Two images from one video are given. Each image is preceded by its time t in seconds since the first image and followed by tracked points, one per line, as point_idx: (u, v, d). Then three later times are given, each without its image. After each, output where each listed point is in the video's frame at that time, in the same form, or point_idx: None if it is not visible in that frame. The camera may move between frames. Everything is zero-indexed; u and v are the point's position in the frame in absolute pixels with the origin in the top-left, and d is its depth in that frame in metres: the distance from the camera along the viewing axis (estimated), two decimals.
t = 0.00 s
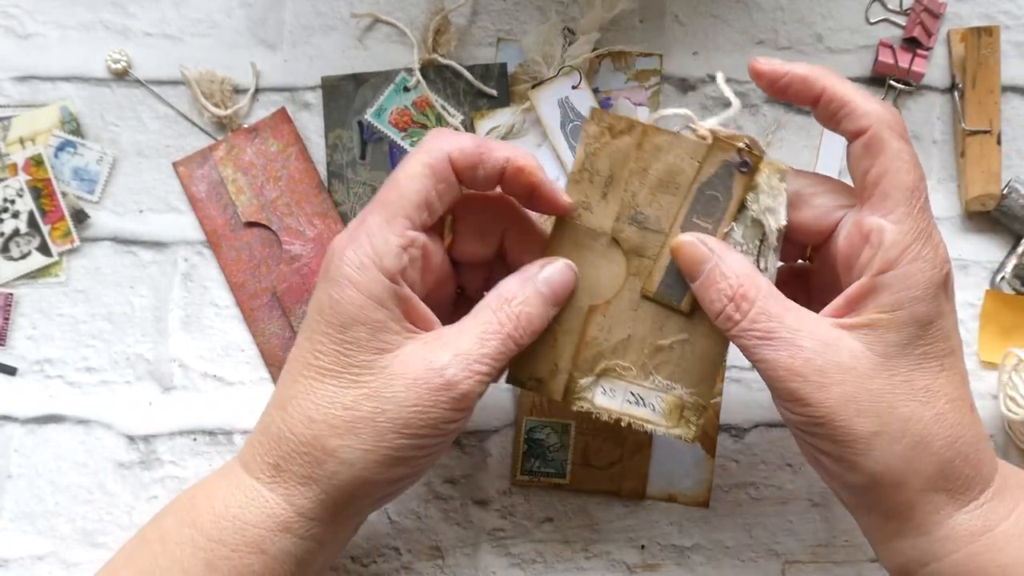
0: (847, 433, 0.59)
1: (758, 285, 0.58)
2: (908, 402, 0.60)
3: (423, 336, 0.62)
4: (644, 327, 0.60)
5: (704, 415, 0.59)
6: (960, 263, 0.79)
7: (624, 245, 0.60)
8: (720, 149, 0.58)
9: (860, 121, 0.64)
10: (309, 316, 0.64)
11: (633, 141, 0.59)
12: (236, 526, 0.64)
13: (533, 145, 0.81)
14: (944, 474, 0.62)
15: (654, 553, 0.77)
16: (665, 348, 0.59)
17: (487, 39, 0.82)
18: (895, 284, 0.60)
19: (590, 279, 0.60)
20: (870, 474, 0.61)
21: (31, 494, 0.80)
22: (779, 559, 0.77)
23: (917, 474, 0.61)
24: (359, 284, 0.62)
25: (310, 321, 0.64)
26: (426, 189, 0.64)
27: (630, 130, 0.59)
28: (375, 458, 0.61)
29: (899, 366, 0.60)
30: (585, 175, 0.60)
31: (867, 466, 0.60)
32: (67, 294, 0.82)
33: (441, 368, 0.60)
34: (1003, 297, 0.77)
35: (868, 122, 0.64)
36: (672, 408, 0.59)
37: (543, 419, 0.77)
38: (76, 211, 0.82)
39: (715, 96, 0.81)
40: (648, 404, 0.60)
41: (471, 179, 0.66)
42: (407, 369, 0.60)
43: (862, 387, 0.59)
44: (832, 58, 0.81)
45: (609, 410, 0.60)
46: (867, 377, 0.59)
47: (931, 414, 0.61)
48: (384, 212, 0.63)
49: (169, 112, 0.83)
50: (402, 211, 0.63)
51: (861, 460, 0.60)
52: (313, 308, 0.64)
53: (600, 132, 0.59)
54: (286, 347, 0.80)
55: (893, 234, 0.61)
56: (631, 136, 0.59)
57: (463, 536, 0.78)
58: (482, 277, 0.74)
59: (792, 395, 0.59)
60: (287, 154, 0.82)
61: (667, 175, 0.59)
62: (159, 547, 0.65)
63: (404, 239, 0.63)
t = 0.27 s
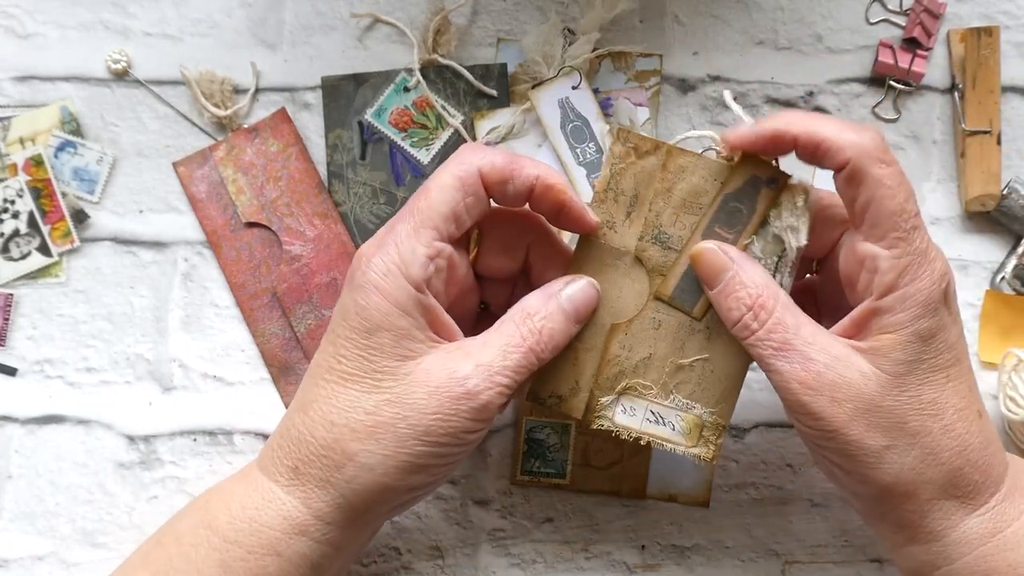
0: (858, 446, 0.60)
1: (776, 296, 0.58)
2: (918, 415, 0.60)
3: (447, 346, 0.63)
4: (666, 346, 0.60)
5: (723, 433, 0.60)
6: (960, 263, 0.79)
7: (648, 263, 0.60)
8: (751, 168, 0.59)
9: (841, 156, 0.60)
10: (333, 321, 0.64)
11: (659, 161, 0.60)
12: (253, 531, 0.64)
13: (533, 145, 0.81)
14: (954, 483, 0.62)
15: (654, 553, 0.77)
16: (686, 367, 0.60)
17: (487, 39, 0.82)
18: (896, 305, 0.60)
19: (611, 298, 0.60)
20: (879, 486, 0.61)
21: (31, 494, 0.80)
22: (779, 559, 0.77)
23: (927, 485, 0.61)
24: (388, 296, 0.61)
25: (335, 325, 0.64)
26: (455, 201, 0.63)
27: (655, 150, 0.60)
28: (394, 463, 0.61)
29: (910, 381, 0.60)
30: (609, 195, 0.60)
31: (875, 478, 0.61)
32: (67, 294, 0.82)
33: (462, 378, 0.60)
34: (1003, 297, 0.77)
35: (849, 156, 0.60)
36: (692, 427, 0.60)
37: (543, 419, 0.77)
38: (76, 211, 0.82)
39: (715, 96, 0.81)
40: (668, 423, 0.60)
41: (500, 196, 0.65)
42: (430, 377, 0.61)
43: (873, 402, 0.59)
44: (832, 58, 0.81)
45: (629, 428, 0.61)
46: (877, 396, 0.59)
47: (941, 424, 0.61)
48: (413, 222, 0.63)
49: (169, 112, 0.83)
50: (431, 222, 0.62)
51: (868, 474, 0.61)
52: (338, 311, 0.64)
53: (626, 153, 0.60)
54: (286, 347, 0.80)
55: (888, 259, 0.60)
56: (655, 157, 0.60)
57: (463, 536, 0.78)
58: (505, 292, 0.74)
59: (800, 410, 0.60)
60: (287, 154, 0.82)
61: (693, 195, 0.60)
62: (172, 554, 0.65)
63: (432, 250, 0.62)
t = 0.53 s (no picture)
0: (858, 449, 0.61)
1: (775, 304, 0.59)
2: (919, 418, 0.61)
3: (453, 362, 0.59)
4: (672, 354, 0.62)
5: (733, 438, 0.63)
6: (960, 263, 0.79)
7: (651, 272, 0.61)
8: (751, 175, 0.58)
9: (868, 147, 0.60)
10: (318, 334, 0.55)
11: (656, 172, 0.59)
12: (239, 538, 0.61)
13: (533, 145, 0.81)
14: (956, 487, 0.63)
15: (654, 553, 0.77)
16: (694, 373, 0.62)
17: (487, 39, 0.82)
18: (897, 310, 0.60)
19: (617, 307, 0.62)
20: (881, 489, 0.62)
21: (31, 494, 0.80)
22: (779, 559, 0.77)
23: (928, 487, 0.62)
24: (357, 301, 0.53)
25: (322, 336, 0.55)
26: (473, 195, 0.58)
27: (651, 161, 0.59)
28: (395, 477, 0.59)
29: (912, 385, 0.61)
30: (607, 208, 0.60)
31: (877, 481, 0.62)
32: (67, 294, 0.82)
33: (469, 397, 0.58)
34: (1003, 297, 0.77)
35: (876, 147, 0.59)
36: (701, 431, 0.63)
37: (544, 420, 0.76)
38: (76, 211, 0.82)
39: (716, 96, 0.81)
40: (679, 429, 0.63)
41: (510, 206, 0.63)
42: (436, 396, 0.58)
43: (873, 406, 0.60)
44: (832, 58, 0.81)
45: (641, 435, 0.64)
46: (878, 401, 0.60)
47: (943, 428, 0.62)
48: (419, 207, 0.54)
49: (169, 112, 0.83)
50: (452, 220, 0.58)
51: (870, 477, 0.62)
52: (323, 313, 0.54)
53: (622, 165, 0.59)
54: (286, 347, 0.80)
55: (896, 258, 0.60)
56: (652, 166, 0.59)
57: (463, 536, 0.78)
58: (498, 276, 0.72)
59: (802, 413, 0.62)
60: (287, 154, 0.82)
61: (690, 205, 0.60)
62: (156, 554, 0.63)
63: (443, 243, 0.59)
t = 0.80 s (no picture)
0: (842, 470, 0.58)
1: (751, 327, 0.57)
2: (900, 435, 0.58)
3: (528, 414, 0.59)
4: (666, 387, 0.59)
5: (746, 462, 0.58)
6: (960, 262, 0.79)
7: (629, 308, 0.60)
8: (699, 186, 0.58)
9: (836, 162, 0.58)
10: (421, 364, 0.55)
11: (617, 213, 0.59)
12: (274, 565, 0.59)
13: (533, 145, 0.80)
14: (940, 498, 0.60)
15: (654, 553, 0.77)
16: (691, 401, 0.59)
17: (487, 39, 0.82)
18: (873, 324, 0.57)
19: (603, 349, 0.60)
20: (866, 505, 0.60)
21: (31, 494, 0.80)
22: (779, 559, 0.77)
23: (912, 501, 0.60)
24: (472, 349, 0.54)
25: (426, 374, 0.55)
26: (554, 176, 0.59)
27: (609, 201, 0.59)
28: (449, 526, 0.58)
29: (891, 402, 0.58)
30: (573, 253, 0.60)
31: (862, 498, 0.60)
32: (67, 294, 0.82)
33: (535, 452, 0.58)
34: (1003, 297, 0.77)
35: (844, 162, 0.58)
36: (713, 460, 0.58)
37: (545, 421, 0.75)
38: (76, 211, 0.82)
39: (716, 96, 0.81)
40: (690, 461, 0.59)
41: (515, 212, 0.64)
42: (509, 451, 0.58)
43: (856, 426, 0.57)
44: (831, 58, 0.81)
45: (654, 476, 0.59)
46: (859, 422, 0.57)
47: (925, 440, 0.59)
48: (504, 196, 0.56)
49: (169, 112, 0.83)
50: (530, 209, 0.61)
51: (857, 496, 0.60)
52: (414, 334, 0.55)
53: (583, 211, 0.59)
54: (286, 347, 0.80)
55: (866, 274, 0.57)
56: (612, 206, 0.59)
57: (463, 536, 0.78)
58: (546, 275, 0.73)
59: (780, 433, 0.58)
60: (287, 154, 0.82)
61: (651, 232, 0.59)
62: (186, 567, 0.62)
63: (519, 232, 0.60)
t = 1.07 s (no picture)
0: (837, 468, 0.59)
1: (776, 318, 0.58)
2: (900, 435, 0.59)
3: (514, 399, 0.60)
4: (655, 373, 0.60)
5: (734, 448, 0.59)
6: (960, 263, 0.79)
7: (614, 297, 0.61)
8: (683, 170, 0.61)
9: (786, 196, 0.55)
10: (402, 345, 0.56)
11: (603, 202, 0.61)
12: (268, 556, 0.60)
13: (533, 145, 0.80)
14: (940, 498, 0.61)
15: (654, 553, 0.77)
16: (679, 388, 0.60)
17: (487, 40, 0.82)
18: (863, 335, 0.57)
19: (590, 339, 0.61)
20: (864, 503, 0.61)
21: (31, 494, 0.80)
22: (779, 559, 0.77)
23: (911, 500, 0.60)
24: (450, 336, 0.55)
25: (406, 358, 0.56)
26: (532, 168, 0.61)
27: (595, 191, 0.62)
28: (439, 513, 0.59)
29: (892, 404, 0.58)
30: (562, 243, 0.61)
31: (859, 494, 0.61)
32: (67, 294, 0.82)
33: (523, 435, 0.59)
34: (1004, 297, 0.77)
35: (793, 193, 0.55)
36: (702, 448, 0.59)
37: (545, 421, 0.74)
38: (76, 211, 0.82)
39: (716, 96, 0.81)
40: (677, 449, 0.60)
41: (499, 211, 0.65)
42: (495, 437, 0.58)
43: (850, 428, 0.58)
44: (831, 58, 0.81)
45: (643, 464, 0.60)
46: (859, 423, 0.57)
47: (924, 441, 0.59)
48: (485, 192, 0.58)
49: (169, 112, 0.83)
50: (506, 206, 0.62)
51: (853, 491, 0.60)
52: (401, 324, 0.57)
53: (571, 202, 0.62)
54: (286, 347, 0.80)
55: (846, 288, 0.56)
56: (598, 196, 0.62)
57: (463, 536, 0.78)
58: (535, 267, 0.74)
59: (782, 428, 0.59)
60: (287, 154, 0.82)
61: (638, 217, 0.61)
62: (181, 559, 0.63)
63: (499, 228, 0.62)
